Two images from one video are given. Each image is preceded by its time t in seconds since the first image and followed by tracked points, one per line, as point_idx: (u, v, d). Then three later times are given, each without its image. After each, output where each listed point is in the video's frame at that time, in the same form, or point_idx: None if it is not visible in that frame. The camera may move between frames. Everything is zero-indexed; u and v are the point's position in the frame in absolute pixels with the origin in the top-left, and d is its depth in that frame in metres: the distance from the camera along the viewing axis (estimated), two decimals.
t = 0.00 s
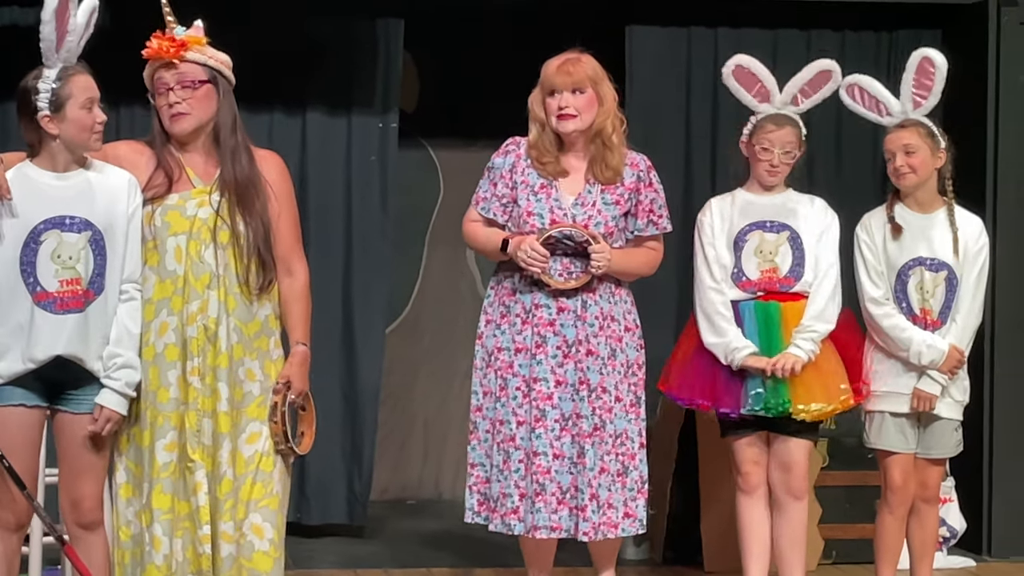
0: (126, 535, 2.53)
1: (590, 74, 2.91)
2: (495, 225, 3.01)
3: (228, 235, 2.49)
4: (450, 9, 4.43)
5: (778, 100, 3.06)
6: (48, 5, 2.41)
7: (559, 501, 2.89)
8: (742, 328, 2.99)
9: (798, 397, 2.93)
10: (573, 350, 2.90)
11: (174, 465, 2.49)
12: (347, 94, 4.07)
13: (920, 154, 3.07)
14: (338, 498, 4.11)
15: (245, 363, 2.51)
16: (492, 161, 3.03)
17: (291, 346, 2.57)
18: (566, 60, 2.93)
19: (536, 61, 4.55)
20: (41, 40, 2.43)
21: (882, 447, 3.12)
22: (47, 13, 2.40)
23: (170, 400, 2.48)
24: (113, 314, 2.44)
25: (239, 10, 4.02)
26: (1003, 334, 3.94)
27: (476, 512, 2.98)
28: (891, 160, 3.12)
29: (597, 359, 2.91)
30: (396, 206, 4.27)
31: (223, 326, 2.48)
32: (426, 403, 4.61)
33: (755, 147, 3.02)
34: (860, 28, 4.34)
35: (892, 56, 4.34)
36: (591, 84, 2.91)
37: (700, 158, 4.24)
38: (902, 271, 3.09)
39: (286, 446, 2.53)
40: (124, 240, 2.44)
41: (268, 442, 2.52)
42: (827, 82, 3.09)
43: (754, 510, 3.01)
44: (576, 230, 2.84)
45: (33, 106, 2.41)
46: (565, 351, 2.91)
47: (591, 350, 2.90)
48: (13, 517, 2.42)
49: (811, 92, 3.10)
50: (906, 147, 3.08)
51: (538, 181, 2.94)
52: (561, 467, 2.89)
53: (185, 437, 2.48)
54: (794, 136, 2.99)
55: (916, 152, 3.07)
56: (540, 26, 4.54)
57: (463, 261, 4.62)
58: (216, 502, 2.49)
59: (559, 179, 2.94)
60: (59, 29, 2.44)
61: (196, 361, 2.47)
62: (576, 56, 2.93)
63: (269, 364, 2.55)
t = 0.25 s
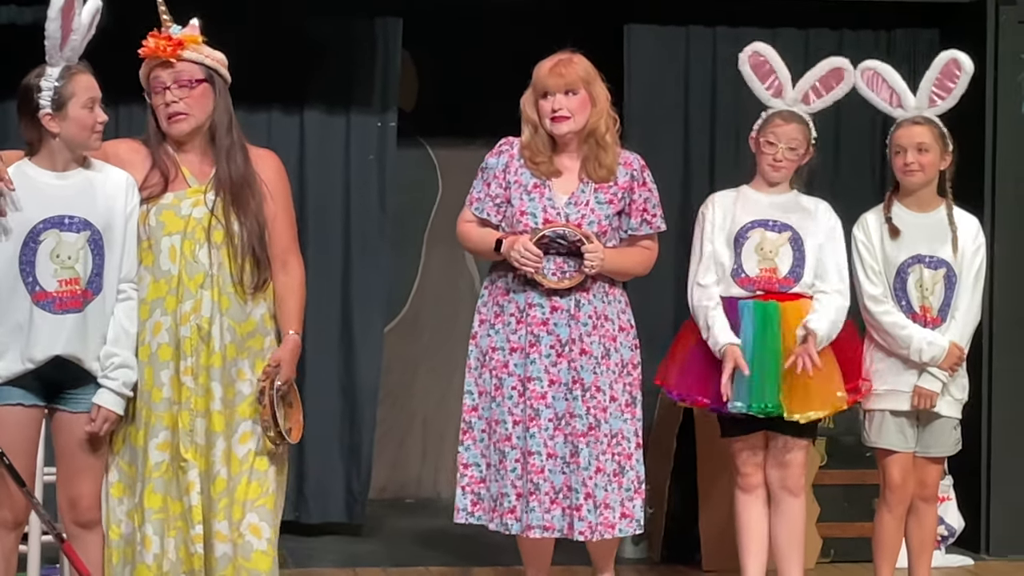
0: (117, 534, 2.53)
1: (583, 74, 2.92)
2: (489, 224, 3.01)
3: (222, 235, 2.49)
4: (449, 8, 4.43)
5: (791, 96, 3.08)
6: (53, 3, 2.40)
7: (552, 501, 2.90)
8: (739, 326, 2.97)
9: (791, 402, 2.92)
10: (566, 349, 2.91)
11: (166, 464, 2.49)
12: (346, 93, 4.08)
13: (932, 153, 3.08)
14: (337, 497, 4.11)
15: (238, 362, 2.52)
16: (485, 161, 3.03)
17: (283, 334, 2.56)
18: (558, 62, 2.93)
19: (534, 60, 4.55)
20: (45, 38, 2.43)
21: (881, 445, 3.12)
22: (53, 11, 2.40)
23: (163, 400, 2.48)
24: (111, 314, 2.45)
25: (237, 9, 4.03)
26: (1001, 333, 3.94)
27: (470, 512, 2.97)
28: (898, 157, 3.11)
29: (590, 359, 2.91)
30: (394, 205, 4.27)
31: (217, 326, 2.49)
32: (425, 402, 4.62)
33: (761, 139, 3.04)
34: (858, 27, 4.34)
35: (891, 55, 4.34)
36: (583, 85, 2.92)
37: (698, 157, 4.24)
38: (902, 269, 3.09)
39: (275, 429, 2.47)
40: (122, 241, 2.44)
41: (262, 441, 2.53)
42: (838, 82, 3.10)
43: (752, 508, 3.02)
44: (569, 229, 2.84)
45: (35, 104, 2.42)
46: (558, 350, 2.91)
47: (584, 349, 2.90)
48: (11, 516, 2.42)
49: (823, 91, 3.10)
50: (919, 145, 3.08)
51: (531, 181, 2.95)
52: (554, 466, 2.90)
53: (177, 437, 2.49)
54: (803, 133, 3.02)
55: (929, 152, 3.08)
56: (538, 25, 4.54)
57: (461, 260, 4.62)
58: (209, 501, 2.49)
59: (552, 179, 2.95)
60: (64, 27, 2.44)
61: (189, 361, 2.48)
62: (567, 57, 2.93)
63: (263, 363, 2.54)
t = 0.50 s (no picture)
0: (119, 533, 2.53)
1: (581, 73, 2.91)
2: (487, 224, 3.01)
3: (222, 234, 2.49)
4: (448, 7, 4.42)
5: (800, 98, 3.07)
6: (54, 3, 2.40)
7: (545, 502, 2.90)
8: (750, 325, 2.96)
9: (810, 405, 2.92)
10: (562, 350, 2.90)
11: (166, 463, 2.49)
12: (345, 92, 4.07)
13: (935, 154, 3.08)
14: (336, 496, 4.11)
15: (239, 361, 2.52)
16: (484, 160, 3.02)
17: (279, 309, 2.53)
18: (557, 60, 2.93)
19: (534, 59, 4.54)
20: (45, 37, 2.43)
21: (881, 444, 3.11)
22: (53, 10, 2.40)
23: (162, 400, 2.48)
24: (109, 312, 2.44)
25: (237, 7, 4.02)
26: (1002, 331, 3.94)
27: (461, 512, 2.96)
28: (901, 157, 3.11)
29: (587, 359, 2.90)
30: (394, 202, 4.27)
31: (217, 325, 2.49)
32: (425, 400, 4.61)
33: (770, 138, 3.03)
34: (858, 25, 4.34)
35: (891, 54, 4.34)
36: (582, 84, 2.92)
37: (697, 155, 4.24)
38: (902, 267, 3.09)
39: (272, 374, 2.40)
40: (120, 240, 2.44)
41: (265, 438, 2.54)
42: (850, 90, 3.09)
43: (752, 506, 3.02)
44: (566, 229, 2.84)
45: (34, 103, 2.42)
46: (554, 350, 2.90)
47: (581, 349, 2.90)
48: (10, 515, 2.42)
49: (832, 98, 3.09)
50: (921, 146, 3.09)
51: (529, 181, 2.95)
52: (547, 467, 2.90)
53: (177, 435, 2.49)
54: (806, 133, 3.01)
55: (931, 152, 3.08)
56: (538, 23, 4.54)
57: (461, 258, 4.62)
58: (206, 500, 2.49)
59: (550, 179, 2.94)
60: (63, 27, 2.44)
61: (190, 360, 2.48)
62: (566, 56, 2.93)
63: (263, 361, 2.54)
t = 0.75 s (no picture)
0: (122, 531, 2.52)
1: (590, 66, 2.94)
2: (498, 224, 3.01)
3: (224, 232, 2.49)
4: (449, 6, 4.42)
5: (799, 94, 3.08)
6: None
7: (547, 500, 2.88)
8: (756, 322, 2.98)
9: (816, 406, 2.96)
10: (569, 347, 2.91)
11: (168, 462, 2.49)
12: (345, 90, 4.07)
13: (927, 152, 3.08)
14: (336, 495, 4.11)
15: (241, 360, 2.50)
16: (494, 160, 3.03)
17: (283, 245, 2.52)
18: (567, 53, 2.95)
19: (534, 58, 4.54)
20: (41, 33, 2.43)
21: (882, 442, 3.11)
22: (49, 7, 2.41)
23: (165, 398, 2.48)
24: (107, 311, 2.44)
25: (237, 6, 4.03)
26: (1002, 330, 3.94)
27: (460, 509, 2.96)
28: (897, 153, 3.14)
29: (593, 357, 2.90)
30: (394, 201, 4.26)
31: (220, 324, 2.48)
32: (425, 398, 4.62)
33: (769, 137, 3.04)
34: (859, 24, 4.34)
35: (891, 52, 4.34)
36: (592, 77, 2.94)
37: (697, 154, 4.24)
38: (902, 265, 3.09)
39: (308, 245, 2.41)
40: (116, 238, 2.44)
41: (269, 436, 2.51)
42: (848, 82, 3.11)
43: (753, 504, 3.02)
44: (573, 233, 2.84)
45: (30, 99, 2.43)
46: (561, 348, 2.91)
47: (589, 347, 2.90)
48: (9, 513, 2.42)
49: (830, 88, 3.11)
50: (914, 143, 3.10)
51: (538, 179, 2.95)
52: (550, 464, 2.89)
53: (180, 434, 2.48)
54: (805, 127, 3.01)
55: (924, 150, 3.08)
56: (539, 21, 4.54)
57: (461, 257, 4.62)
58: (211, 499, 2.48)
59: (559, 177, 2.94)
60: (60, 23, 2.44)
61: (193, 359, 2.47)
62: (576, 49, 2.96)
63: (265, 359, 2.52)
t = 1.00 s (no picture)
0: (124, 530, 2.52)
1: (612, 60, 2.97)
2: (517, 216, 3.01)
3: (232, 231, 2.53)
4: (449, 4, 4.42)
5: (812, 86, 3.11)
6: None
7: (566, 491, 2.93)
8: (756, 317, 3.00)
9: (809, 405, 2.96)
10: (586, 340, 2.92)
11: (177, 461, 2.50)
12: (346, 89, 4.07)
13: (926, 151, 3.08)
14: (336, 493, 4.11)
15: (248, 358, 2.53)
16: (513, 153, 3.04)
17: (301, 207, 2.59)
18: (588, 45, 2.98)
19: (534, 56, 4.54)
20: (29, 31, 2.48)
21: (881, 441, 3.11)
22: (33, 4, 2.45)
23: (176, 397, 2.49)
24: (106, 310, 2.44)
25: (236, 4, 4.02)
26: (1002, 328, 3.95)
27: (474, 502, 2.96)
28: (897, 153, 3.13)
29: (610, 348, 2.91)
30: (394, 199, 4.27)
31: (228, 322, 2.51)
32: (425, 397, 4.62)
33: (787, 128, 3.03)
34: (859, 22, 4.34)
35: (891, 51, 4.34)
36: (611, 69, 2.96)
37: (698, 152, 4.24)
38: (902, 263, 3.09)
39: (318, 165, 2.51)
40: (115, 239, 2.43)
41: (272, 436, 2.55)
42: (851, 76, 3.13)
43: (754, 503, 3.01)
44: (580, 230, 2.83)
45: (20, 97, 2.42)
46: (579, 340, 2.92)
47: (605, 338, 2.91)
48: (9, 512, 2.42)
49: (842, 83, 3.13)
50: (914, 142, 3.09)
51: (555, 171, 2.96)
52: (569, 454, 2.92)
53: (188, 432, 2.50)
54: (819, 117, 3.03)
55: (923, 148, 3.08)
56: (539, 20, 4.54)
57: (461, 255, 4.62)
58: (218, 497, 2.51)
59: (575, 171, 2.96)
60: (49, 22, 2.49)
61: (200, 357, 2.49)
62: (597, 42, 2.98)
63: (270, 358, 2.57)
